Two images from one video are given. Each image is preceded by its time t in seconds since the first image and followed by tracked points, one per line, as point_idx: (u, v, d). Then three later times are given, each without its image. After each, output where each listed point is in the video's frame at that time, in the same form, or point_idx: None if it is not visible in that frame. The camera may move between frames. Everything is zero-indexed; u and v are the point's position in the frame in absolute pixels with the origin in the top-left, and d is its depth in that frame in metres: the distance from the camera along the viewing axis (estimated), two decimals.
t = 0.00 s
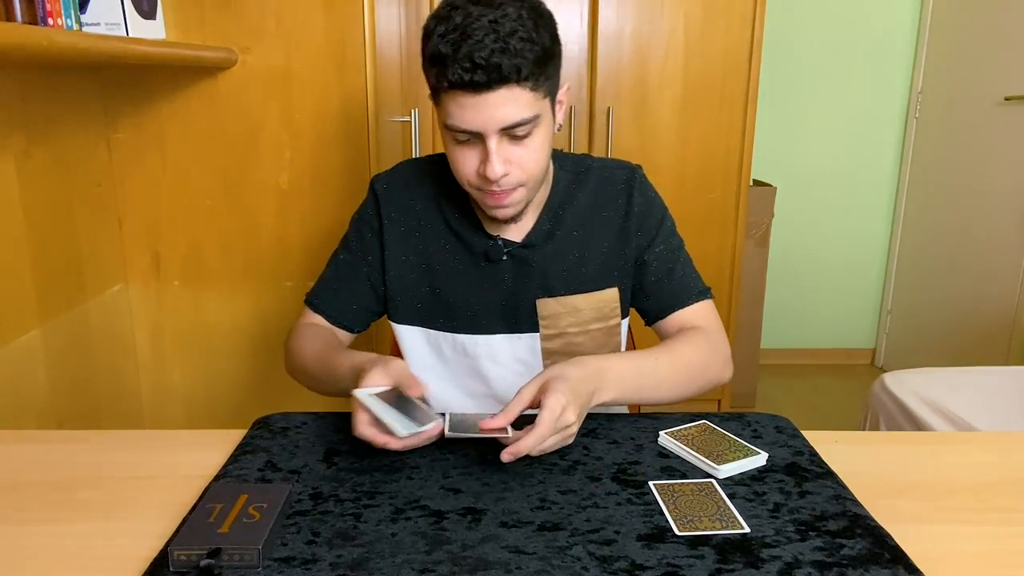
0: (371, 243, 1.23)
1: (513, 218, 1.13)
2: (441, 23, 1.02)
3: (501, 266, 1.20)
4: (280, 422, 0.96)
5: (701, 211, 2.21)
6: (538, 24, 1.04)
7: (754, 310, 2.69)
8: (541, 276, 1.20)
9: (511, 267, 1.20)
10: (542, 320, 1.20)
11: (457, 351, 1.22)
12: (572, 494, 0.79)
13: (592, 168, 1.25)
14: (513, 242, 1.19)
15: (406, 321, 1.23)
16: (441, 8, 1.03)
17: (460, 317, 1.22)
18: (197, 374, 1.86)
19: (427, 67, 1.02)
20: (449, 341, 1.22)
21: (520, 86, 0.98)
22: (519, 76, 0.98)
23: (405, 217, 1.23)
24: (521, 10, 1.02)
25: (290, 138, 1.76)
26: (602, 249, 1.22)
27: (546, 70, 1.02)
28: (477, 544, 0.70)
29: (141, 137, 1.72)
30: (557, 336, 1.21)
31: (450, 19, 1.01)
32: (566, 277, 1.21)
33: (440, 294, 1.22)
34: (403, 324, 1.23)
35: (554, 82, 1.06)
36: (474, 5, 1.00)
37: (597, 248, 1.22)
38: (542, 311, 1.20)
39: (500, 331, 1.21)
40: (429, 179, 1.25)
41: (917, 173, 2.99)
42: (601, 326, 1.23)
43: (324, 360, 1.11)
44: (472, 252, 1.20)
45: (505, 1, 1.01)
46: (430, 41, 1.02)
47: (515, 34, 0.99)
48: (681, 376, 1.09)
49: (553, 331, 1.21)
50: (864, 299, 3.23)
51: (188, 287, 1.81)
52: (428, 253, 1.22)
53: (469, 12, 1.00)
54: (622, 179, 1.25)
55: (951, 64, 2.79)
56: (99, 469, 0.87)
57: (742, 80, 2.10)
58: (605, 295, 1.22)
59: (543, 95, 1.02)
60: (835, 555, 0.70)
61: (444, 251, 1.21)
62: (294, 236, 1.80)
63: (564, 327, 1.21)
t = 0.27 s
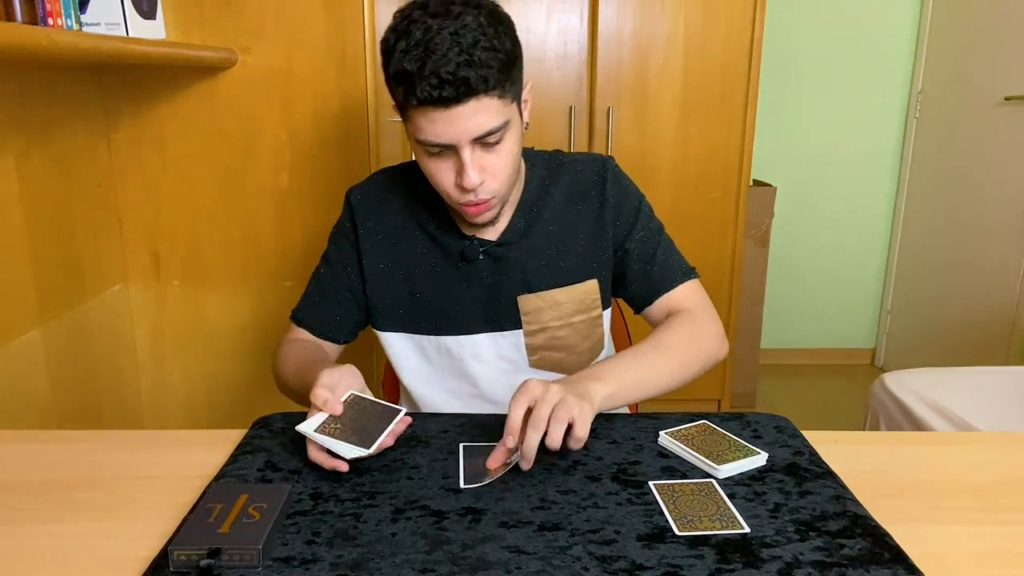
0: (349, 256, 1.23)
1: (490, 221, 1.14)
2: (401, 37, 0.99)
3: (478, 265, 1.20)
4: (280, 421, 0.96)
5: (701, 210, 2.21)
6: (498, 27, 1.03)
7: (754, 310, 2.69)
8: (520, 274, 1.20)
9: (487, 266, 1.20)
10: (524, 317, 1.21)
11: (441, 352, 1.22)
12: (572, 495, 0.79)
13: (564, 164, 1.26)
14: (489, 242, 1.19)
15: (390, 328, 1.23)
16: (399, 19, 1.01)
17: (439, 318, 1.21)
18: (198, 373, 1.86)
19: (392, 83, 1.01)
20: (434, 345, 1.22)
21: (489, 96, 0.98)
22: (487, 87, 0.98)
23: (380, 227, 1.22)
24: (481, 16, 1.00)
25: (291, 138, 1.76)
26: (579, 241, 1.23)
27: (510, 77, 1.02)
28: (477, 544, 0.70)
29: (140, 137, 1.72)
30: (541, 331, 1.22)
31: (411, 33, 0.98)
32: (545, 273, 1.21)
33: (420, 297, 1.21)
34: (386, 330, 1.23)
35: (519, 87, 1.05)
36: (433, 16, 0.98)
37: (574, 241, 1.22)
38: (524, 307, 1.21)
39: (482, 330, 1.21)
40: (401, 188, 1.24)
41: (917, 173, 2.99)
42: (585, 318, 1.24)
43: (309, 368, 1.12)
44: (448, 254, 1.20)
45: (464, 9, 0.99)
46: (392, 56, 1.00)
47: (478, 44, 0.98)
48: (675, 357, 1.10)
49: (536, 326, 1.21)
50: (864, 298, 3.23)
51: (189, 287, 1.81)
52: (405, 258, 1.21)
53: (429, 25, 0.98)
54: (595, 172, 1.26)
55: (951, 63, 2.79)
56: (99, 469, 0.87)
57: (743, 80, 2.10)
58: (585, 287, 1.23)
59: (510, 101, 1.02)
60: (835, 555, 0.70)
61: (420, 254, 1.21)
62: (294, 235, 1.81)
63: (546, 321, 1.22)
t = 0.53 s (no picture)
0: (343, 262, 1.21)
1: (477, 223, 1.13)
2: (385, 43, 1.00)
3: (466, 267, 1.20)
4: (280, 422, 0.96)
5: (701, 210, 2.21)
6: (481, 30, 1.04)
7: (755, 310, 2.69)
8: (509, 274, 1.21)
9: (476, 267, 1.20)
10: (515, 316, 1.22)
11: (432, 354, 1.23)
12: (572, 494, 0.79)
13: (547, 161, 1.27)
14: (475, 242, 1.19)
15: (385, 333, 1.23)
16: (382, 24, 1.02)
17: (431, 321, 1.22)
18: (198, 373, 1.86)
19: (378, 88, 1.01)
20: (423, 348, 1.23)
21: (478, 99, 0.98)
22: (476, 89, 0.98)
23: (370, 232, 1.22)
24: (464, 19, 1.01)
25: (290, 138, 1.76)
26: (566, 237, 1.24)
27: (497, 80, 1.02)
28: (477, 544, 0.70)
29: (140, 137, 1.72)
30: (532, 329, 1.23)
31: (396, 39, 0.99)
32: (534, 271, 1.22)
33: (411, 300, 1.21)
34: (382, 335, 1.23)
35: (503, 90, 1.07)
36: (417, 21, 0.99)
37: (561, 237, 1.23)
38: (514, 307, 1.22)
39: (474, 330, 1.22)
40: (387, 192, 1.24)
41: (917, 173, 2.99)
42: (576, 314, 1.25)
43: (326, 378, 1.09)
44: (436, 256, 1.20)
45: (448, 13, 1.00)
46: (377, 62, 1.01)
47: (465, 47, 0.99)
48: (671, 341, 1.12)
49: (527, 325, 1.23)
50: (864, 298, 3.23)
51: (189, 287, 1.81)
52: (394, 261, 1.21)
53: (414, 30, 0.98)
54: (579, 168, 1.27)
55: (951, 64, 2.79)
56: (99, 468, 0.88)
57: (743, 80, 2.10)
58: (574, 283, 1.24)
59: (496, 103, 1.02)
60: (835, 555, 0.70)
61: (408, 257, 1.21)
62: (294, 235, 1.80)
63: (537, 319, 1.23)
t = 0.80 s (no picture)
0: (335, 270, 1.21)
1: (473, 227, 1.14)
2: (382, 51, 1.00)
3: (457, 269, 1.20)
4: (280, 421, 0.96)
5: (701, 210, 2.21)
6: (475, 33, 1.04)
7: (755, 310, 2.69)
8: (501, 276, 1.21)
9: (468, 270, 1.20)
10: (510, 316, 1.22)
11: (427, 356, 1.23)
12: (572, 494, 0.79)
13: (535, 159, 1.26)
14: (467, 245, 1.19)
15: (380, 337, 1.23)
16: (376, 32, 1.01)
17: (426, 324, 1.22)
18: (198, 373, 1.86)
19: (380, 96, 1.00)
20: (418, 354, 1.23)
21: (482, 102, 0.99)
22: (481, 92, 0.99)
23: (360, 238, 1.21)
24: (459, 22, 1.01)
25: (290, 138, 1.76)
26: (559, 235, 1.24)
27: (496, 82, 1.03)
28: (477, 544, 0.70)
29: (140, 137, 1.72)
30: (528, 329, 1.23)
31: (396, 46, 0.99)
32: (527, 272, 1.22)
33: (404, 303, 1.21)
34: (377, 339, 1.23)
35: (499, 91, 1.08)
36: (412, 26, 0.99)
37: (554, 235, 1.24)
38: (509, 307, 1.22)
39: (468, 332, 1.22)
40: (377, 196, 1.23)
41: (917, 173, 2.99)
42: (569, 312, 1.26)
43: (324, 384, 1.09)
44: (427, 259, 1.20)
45: (443, 17, 1.00)
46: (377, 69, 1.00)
47: (466, 51, 0.99)
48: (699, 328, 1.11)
49: (521, 325, 1.23)
50: (864, 298, 3.23)
51: (189, 287, 1.81)
52: (385, 266, 1.21)
53: (413, 36, 0.98)
54: (569, 164, 1.26)
55: (951, 64, 2.79)
56: (99, 468, 0.88)
57: (743, 80, 2.10)
58: (566, 281, 1.25)
59: (496, 106, 1.03)
60: (835, 555, 0.70)
61: (399, 260, 1.21)
62: (294, 236, 1.80)
63: (532, 319, 1.23)
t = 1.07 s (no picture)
0: (331, 274, 1.21)
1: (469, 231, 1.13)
2: (378, 53, 0.99)
3: (452, 273, 1.20)
4: (280, 422, 0.96)
5: (702, 210, 2.21)
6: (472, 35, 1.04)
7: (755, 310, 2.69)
8: (497, 279, 1.21)
9: (464, 273, 1.20)
10: (505, 319, 1.22)
11: (426, 359, 1.22)
12: (572, 494, 0.79)
13: (531, 160, 1.26)
14: (463, 248, 1.19)
15: (377, 341, 1.23)
16: (371, 34, 1.01)
17: (422, 328, 1.22)
18: (198, 373, 1.86)
19: (377, 98, 1.00)
20: (416, 357, 1.23)
21: (480, 104, 0.99)
22: (478, 94, 0.99)
23: (355, 241, 1.22)
24: (455, 23, 1.01)
25: (290, 138, 1.76)
26: (555, 237, 1.25)
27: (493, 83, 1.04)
28: (477, 544, 0.70)
29: (140, 137, 1.72)
30: (524, 332, 1.23)
31: (392, 48, 0.98)
32: (522, 275, 1.22)
33: (399, 307, 1.21)
34: (374, 343, 1.23)
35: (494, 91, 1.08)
36: (408, 28, 0.99)
37: (550, 237, 1.24)
38: (504, 310, 1.22)
39: (465, 336, 1.22)
40: (373, 199, 1.23)
41: (917, 173, 2.99)
42: (564, 315, 1.25)
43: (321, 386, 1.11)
44: (422, 263, 1.20)
45: (440, 19, 1.00)
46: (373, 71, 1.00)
47: (463, 52, 0.99)
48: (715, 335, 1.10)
49: (517, 328, 1.22)
50: (864, 298, 3.23)
51: (188, 287, 1.81)
52: (381, 270, 1.21)
53: (410, 38, 0.98)
54: (565, 166, 1.27)
55: (951, 64, 2.79)
56: (99, 468, 0.88)
57: (743, 80, 2.10)
58: (561, 284, 1.25)
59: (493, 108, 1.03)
60: (835, 555, 0.70)
61: (394, 264, 1.21)
62: (294, 236, 1.80)
63: (527, 322, 1.23)
